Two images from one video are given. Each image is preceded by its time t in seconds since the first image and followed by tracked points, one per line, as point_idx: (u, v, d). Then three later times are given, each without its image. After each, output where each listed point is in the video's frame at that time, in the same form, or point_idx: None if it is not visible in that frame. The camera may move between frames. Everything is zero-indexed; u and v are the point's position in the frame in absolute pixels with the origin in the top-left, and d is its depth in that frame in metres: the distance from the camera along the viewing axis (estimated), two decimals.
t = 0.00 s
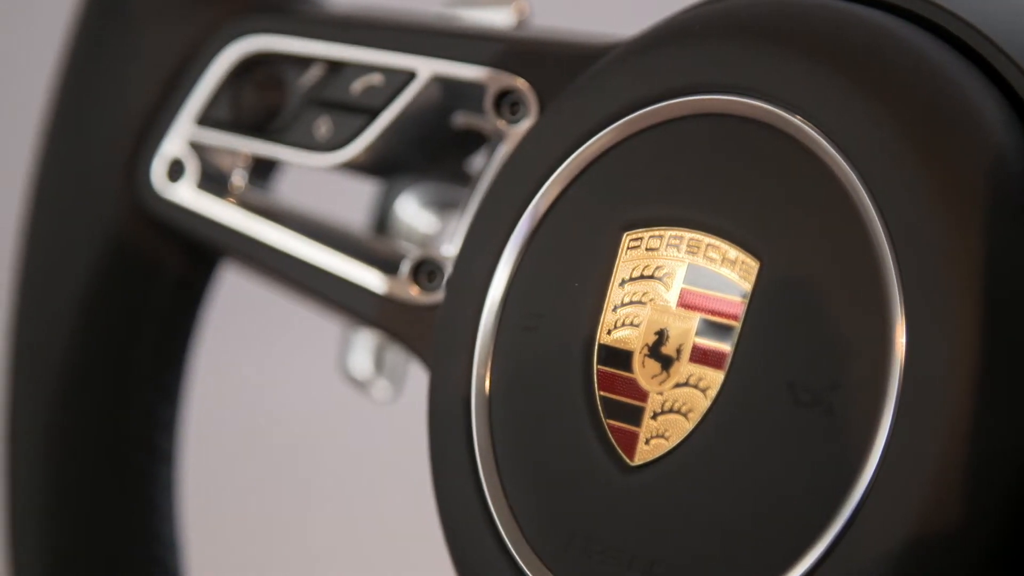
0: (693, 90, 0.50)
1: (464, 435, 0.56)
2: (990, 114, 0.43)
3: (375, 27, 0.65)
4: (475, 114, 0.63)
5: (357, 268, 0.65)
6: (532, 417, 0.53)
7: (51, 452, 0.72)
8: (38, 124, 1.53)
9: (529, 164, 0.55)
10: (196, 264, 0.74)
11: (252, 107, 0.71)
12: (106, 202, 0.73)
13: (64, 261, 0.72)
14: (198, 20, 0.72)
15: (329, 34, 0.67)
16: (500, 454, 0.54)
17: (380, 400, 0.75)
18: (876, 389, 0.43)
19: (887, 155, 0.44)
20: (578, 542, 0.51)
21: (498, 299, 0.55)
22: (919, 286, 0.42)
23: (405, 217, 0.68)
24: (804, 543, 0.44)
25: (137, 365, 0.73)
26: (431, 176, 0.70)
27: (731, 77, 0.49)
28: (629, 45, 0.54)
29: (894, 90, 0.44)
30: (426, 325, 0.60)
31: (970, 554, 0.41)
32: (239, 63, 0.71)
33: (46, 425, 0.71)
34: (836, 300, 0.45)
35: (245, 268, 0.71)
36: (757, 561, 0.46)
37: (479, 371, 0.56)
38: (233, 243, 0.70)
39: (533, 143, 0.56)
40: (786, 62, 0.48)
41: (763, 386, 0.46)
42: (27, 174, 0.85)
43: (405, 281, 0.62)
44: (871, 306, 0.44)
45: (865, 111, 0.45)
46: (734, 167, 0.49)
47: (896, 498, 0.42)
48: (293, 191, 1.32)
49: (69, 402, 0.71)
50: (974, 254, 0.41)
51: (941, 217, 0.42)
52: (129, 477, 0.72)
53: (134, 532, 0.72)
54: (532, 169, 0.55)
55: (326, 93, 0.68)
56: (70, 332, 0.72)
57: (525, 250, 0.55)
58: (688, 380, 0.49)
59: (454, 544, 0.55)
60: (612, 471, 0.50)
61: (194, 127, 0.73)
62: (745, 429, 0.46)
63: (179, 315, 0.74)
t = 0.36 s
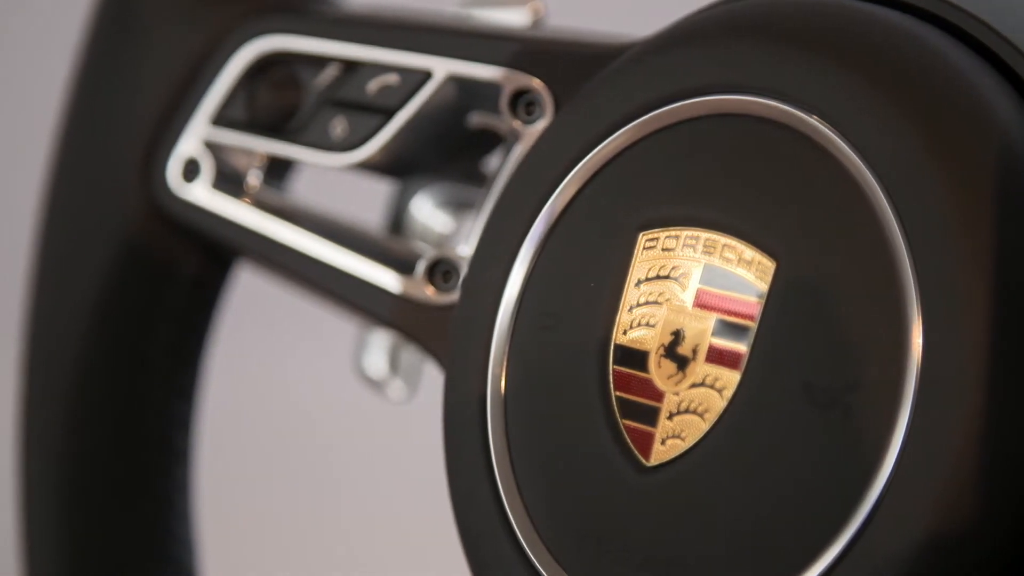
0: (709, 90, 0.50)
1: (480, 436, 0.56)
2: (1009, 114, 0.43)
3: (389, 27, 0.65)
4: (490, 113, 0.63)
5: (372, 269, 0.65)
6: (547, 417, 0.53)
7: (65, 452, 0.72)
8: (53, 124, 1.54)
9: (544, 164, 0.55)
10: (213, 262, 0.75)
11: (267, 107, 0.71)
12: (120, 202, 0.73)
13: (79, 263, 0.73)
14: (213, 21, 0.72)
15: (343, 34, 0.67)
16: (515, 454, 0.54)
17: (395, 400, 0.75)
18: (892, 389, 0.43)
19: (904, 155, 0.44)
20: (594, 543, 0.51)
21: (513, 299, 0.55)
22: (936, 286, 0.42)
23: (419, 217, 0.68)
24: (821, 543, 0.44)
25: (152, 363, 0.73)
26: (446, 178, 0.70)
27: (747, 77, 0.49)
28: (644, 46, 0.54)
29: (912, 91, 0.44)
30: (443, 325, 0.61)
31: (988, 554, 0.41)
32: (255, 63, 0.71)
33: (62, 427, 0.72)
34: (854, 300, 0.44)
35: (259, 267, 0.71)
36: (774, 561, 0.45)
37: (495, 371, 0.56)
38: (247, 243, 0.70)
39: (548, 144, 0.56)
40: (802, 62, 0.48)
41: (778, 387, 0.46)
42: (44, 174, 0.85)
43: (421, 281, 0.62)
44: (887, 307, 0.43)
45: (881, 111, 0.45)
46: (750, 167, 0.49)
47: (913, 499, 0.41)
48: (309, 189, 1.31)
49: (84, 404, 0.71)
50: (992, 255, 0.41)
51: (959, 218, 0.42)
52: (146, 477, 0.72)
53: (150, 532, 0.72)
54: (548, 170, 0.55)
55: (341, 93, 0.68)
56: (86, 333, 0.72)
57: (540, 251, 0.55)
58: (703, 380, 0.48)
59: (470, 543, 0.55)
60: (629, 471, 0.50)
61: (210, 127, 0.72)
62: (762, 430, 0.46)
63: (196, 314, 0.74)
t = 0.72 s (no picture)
0: (724, 91, 0.50)
1: (494, 436, 0.56)
2: None
3: (403, 27, 0.65)
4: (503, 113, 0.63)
5: (386, 269, 0.65)
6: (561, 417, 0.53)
7: (79, 451, 0.72)
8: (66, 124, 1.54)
9: (558, 164, 0.55)
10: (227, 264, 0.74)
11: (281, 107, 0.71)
12: (132, 202, 0.73)
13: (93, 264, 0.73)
14: (225, 20, 0.72)
15: (357, 35, 0.67)
16: (530, 454, 0.54)
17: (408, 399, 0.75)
18: (907, 389, 0.43)
19: (919, 155, 0.44)
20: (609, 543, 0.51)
21: (526, 299, 0.55)
22: (951, 287, 0.42)
23: (434, 216, 0.68)
24: (836, 544, 0.44)
25: (168, 364, 0.73)
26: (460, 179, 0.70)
27: (762, 77, 0.49)
28: (658, 46, 0.54)
29: (927, 91, 0.44)
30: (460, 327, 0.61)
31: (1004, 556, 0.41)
32: (269, 63, 0.71)
33: (76, 427, 0.72)
34: (870, 301, 0.44)
35: (272, 267, 0.71)
36: (789, 562, 0.45)
37: (509, 371, 0.56)
38: (260, 242, 0.70)
39: (562, 144, 0.56)
40: (817, 62, 0.47)
41: (793, 387, 0.46)
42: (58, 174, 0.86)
43: (435, 280, 0.63)
44: (902, 308, 0.43)
45: (897, 112, 0.45)
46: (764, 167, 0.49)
47: (928, 500, 0.41)
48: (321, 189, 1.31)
49: (98, 406, 0.71)
50: (1007, 256, 0.41)
51: (974, 219, 0.42)
52: (160, 476, 0.72)
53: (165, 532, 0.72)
54: (561, 171, 0.55)
55: (354, 93, 0.68)
56: (99, 333, 0.72)
57: (554, 251, 0.55)
58: (718, 381, 0.48)
59: (484, 543, 0.55)
60: (643, 472, 0.50)
61: (224, 127, 0.72)
62: (777, 430, 0.46)
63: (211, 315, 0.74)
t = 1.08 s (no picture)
0: (736, 91, 0.50)
1: (506, 436, 0.56)
2: None
3: (413, 28, 0.65)
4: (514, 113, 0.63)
5: (398, 269, 0.65)
6: (573, 418, 0.53)
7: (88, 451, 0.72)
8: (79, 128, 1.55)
9: (570, 165, 0.55)
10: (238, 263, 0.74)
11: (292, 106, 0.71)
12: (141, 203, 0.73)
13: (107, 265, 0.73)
14: (235, 22, 0.72)
15: (368, 35, 0.67)
16: (542, 454, 0.54)
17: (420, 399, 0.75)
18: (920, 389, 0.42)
19: (932, 155, 0.44)
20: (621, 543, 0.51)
21: (538, 300, 0.55)
22: (965, 286, 0.42)
23: (446, 216, 0.69)
24: (849, 545, 0.44)
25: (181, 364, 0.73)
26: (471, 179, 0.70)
27: (775, 78, 0.49)
28: (671, 47, 0.54)
29: (941, 91, 0.44)
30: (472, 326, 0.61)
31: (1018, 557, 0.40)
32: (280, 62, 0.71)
33: (86, 428, 0.72)
34: (884, 301, 0.44)
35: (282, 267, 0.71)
36: (802, 563, 0.45)
37: (521, 372, 0.56)
38: (270, 242, 0.70)
39: (573, 145, 0.55)
40: (830, 63, 0.47)
41: (806, 387, 0.46)
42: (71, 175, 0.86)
43: (447, 280, 0.63)
44: (915, 308, 0.43)
45: (910, 111, 0.44)
46: (777, 168, 0.48)
47: (942, 501, 0.41)
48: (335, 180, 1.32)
49: (112, 406, 0.71)
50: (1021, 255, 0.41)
51: (988, 217, 0.42)
52: (171, 477, 0.72)
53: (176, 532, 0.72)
54: (573, 171, 0.55)
55: (366, 93, 0.68)
56: (109, 333, 0.72)
57: (566, 252, 0.55)
58: (731, 381, 0.48)
59: (496, 543, 0.55)
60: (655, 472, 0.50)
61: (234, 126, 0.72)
62: (790, 430, 0.46)
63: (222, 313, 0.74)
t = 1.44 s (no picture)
0: (747, 91, 0.50)
1: (515, 436, 0.55)
2: None
3: (422, 28, 0.65)
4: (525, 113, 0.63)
5: (406, 269, 0.65)
6: (583, 418, 0.53)
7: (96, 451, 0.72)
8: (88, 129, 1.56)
9: (580, 165, 0.55)
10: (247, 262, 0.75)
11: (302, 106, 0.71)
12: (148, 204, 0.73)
13: (115, 264, 0.72)
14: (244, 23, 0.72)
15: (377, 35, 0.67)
16: (552, 454, 0.54)
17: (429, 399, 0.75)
18: (932, 390, 0.42)
19: (943, 155, 0.43)
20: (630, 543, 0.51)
21: (548, 300, 0.55)
22: (977, 286, 0.42)
23: (456, 216, 0.69)
24: (860, 546, 0.44)
25: (189, 364, 0.73)
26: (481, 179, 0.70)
27: (786, 78, 0.49)
28: (682, 47, 0.53)
29: (953, 90, 0.44)
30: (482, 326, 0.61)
31: None
32: (289, 62, 0.71)
33: (94, 428, 0.72)
34: (895, 301, 0.44)
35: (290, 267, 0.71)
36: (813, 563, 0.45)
37: (531, 372, 0.55)
38: (279, 242, 0.70)
39: (583, 145, 0.55)
40: (841, 63, 0.47)
41: (818, 387, 0.46)
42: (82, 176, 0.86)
43: (457, 281, 0.62)
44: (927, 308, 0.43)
45: (922, 111, 0.44)
46: (788, 167, 0.48)
47: (952, 502, 0.41)
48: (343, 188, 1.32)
49: (120, 406, 0.71)
50: None
51: (998, 217, 0.41)
52: (179, 476, 0.72)
53: (184, 531, 0.72)
54: (583, 172, 0.55)
55: (374, 93, 0.68)
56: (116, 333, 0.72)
57: (576, 252, 0.55)
58: (742, 381, 0.48)
59: (506, 543, 0.55)
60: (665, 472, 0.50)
61: (243, 127, 0.72)
62: (801, 430, 0.46)
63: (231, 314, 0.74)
